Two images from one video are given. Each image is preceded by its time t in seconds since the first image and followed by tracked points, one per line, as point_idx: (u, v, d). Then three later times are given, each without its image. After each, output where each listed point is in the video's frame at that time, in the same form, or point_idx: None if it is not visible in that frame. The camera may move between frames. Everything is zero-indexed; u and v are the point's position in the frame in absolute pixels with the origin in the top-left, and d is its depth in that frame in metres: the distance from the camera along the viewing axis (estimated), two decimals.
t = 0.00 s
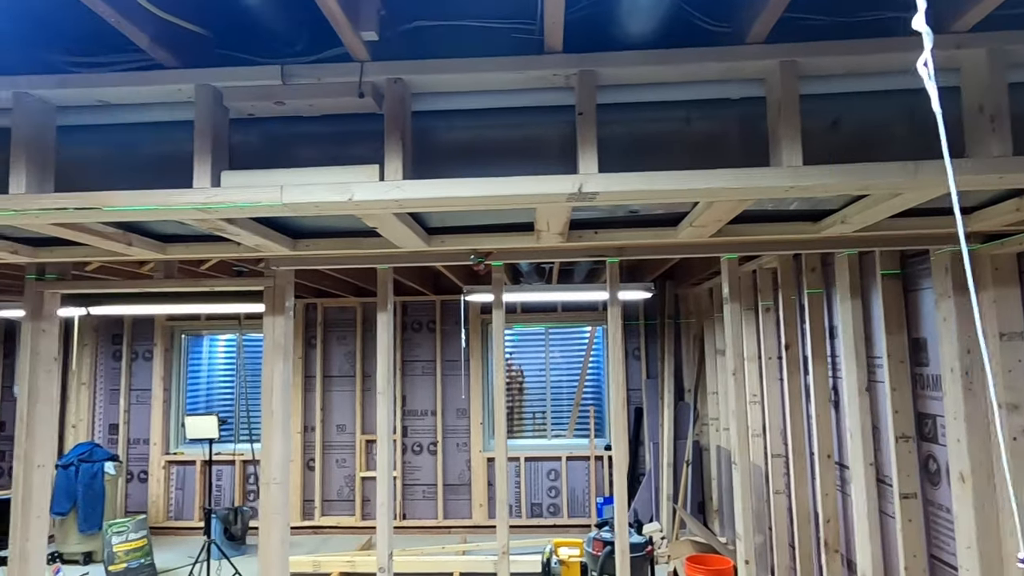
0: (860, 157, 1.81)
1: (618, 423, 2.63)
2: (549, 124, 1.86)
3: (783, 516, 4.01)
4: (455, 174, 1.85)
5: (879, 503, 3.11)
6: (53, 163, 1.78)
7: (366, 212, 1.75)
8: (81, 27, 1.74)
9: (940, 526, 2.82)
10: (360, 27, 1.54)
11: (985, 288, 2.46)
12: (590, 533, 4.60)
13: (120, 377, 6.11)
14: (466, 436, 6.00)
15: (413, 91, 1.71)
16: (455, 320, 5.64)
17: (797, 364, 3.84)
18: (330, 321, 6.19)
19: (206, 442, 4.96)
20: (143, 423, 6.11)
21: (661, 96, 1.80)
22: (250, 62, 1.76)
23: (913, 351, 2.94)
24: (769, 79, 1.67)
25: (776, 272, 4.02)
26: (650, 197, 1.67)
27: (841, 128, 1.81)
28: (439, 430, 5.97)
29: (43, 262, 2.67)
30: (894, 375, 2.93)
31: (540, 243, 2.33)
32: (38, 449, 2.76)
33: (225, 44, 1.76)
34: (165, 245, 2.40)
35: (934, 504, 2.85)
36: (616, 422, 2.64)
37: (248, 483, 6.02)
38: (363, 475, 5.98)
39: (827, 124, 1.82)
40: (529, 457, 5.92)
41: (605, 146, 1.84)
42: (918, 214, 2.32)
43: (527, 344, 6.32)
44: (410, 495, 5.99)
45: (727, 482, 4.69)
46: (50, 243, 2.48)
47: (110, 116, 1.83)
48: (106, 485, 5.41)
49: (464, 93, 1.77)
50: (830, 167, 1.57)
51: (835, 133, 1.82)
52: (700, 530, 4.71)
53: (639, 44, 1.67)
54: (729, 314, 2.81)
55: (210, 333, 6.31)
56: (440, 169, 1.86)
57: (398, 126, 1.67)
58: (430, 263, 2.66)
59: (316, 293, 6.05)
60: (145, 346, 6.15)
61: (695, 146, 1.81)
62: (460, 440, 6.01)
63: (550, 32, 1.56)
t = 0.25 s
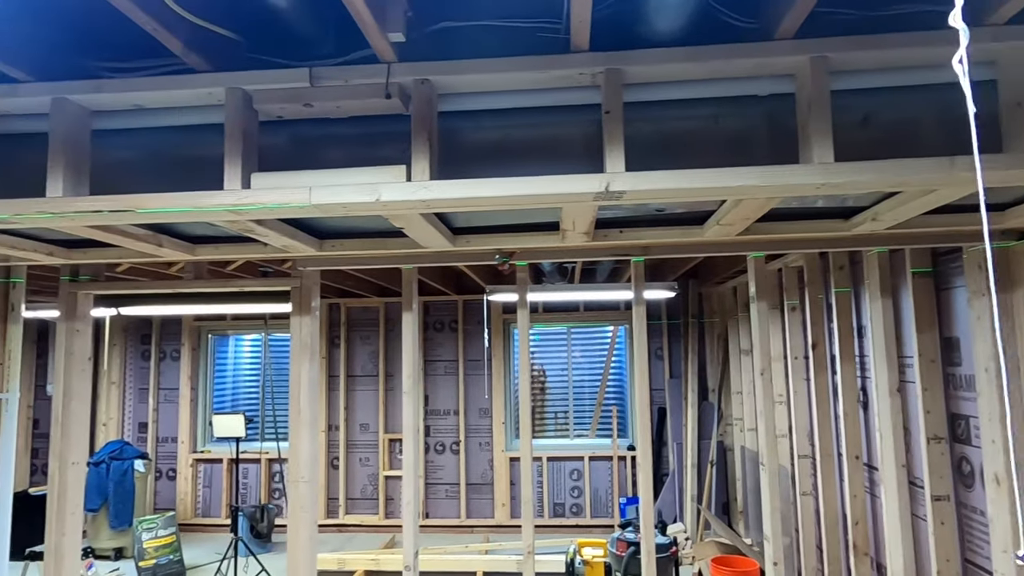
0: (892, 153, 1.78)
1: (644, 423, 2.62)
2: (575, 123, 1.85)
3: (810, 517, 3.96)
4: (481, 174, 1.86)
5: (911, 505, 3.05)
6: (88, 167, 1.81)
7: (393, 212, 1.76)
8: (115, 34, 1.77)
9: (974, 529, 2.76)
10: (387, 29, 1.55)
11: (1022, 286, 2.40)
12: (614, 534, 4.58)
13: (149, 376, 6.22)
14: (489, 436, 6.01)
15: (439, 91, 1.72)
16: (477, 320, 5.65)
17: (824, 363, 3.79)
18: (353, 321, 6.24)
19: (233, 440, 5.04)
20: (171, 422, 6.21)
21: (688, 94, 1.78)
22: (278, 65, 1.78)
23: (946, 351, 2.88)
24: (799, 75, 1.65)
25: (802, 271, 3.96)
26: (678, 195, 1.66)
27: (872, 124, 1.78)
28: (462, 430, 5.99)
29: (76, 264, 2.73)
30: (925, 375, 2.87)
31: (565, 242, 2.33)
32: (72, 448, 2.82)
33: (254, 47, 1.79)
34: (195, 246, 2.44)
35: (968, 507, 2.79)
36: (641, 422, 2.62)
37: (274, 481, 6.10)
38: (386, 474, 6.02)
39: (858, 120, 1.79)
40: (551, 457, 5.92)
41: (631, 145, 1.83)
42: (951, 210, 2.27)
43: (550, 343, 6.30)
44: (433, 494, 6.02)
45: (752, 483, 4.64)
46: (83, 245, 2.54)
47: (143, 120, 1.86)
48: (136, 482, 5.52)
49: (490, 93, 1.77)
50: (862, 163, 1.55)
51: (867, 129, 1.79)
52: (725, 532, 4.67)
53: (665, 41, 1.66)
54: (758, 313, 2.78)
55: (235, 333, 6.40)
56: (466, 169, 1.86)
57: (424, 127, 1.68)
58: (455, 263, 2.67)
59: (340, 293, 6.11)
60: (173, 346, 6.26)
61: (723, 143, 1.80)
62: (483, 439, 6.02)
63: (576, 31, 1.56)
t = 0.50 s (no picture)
0: (912, 151, 1.76)
1: (660, 423, 2.61)
2: (591, 122, 1.84)
3: (827, 518, 3.93)
4: (497, 173, 1.86)
5: (930, 508, 3.02)
6: (110, 168, 1.83)
7: (410, 212, 1.77)
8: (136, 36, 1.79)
9: (995, 532, 2.72)
10: (405, 30, 1.56)
11: None
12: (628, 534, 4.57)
13: (165, 375, 6.28)
14: (502, 435, 6.02)
15: (456, 91, 1.72)
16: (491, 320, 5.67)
17: (841, 363, 3.75)
18: (367, 321, 6.27)
19: (249, 439, 5.08)
20: (187, 420, 6.27)
21: (706, 92, 1.78)
22: (297, 66, 1.80)
23: (966, 351, 2.84)
24: (818, 73, 1.64)
25: (819, 270, 3.91)
26: (695, 194, 1.65)
27: (892, 122, 1.77)
28: (475, 429, 6.00)
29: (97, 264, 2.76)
30: (945, 376, 2.84)
31: (581, 242, 2.33)
32: (92, 446, 2.85)
33: (272, 49, 1.80)
34: (214, 246, 2.46)
35: (989, 510, 2.75)
36: (657, 422, 2.62)
37: (289, 480, 6.14)
38: (400, 473, 6.05)
39: (878, 118, 1.77)
40: (564, 457, 5.91)
41: (648, 144, 1.82)
42: (972, 209, 2.24)
43: (562, 342, 6.30)
44: (447, 493, 6.04)
45: (767, 485, 4.61)
46: (104, 245, 2.57)
47: (164, 121, 1.89)
48: (153, 480, 5.58)
49: (506, 93, 1.77)
50: (883, 162, 1.53)
51: (887, 127, 1.77)
52: (740, 533, 4.65)
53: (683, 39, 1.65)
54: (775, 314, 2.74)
55: (251, 333, 6.45)
56: (482, 169, 1.86)
57: (441, 127, 1.68)
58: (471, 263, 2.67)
59: (354, 293, 6.14)
60: (189, 345, 6.32)
61: (741, 142, 1.79)
62: (496, 439, 6.03)
63: (594, 31, 1.56)
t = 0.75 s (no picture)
0: (929, 148, 1.75)
1: (673, 422, 2.61)
2: (606, 120, 1.84)
3: (840, 519, 3.90)
4: (512, 171, 1.86)
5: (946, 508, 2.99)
6: (128, 167, 1.85)
7: (425, 211, 1.77)
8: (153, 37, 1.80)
9: (1012, 534, 2.69)
10: (421, 29, 1.56)
11: None
12: (639, 534, 4.57)
13: (178, 373, 6.33)
14: (513, 434, 6.02)
15: (470, 90, 1.73)
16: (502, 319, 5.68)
17: (855, 363, 3.72)
18: (379, 320, 6.29)
19: (262, 437, 5.11)
20: (201, 418, 6.31)
21: (721, 90, 1.77)
22: (312, 65, 1.81)
23: (983, 350, 2.81)
24: (835, 70, 1.63)
25: (832, 269, 3.88)
26: (711, 192, 1.65)
27: (910, 119, 1.75)
28: (486, 428, 6.00)
29: (113, 263, 2.79)
30: (961, 375, 2.82)
31: (594, 240, 2.33)
32: (109, 443, 2.88)
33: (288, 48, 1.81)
34: (229, 245, 2.49)
35: (1006, 511, 2.72)
36: (670, 420, 2.61)
37: (300, 478, 6.18)
38: (411, 472, 6.07)
39: (895, 115, 1.76)
40: (575, 456, 5.91)
41: (662, 142, 1.82)
42: (990, 207, 2.22)
43: (574, 340, 6.27)
44: (458, 492, 6.05)
45: (779, 485, 4.58)
46: (121, 244, 2.59)
47: (181, 121, 1.91)
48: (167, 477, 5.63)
49: (521, 91, 1.77)
50: (901, 159, 1.52)
51: (904, 124, 1.76)
52: (752, 533, 4.63)
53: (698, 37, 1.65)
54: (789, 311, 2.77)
55: (263, 331, 6.49)
56: (496, 168, 1.87)
57: (456, 125, 1.68)
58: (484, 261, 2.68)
59: (365, 292, 6.16)
60: (202, 343, 6.36)
61: (756, 140, 1.78)
62: (507, 438, 6.03)
63: (609, 29, 1.56)
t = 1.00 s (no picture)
0: (945, 148, 1.74)
1: (685, 423, 2.60)
2: (619, 121, 1.84)
3: (853, 521, 3.88)
4: (524, 172, 1.87)
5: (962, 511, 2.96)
6: (144, 170, 1.87)
7: (439, 212, 1.78)
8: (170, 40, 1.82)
9: None
10: (435, 30, 1.57)
11: None
12: (650, 535, 4.56)
13: (191, 373, 6.37)
14: (523, 434, 6.02)
15: (484, 91, 1.73)
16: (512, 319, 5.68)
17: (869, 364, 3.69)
18: (390, 320, 6.31)
19: (273, 436, 5.14)
20: (213, 417, 6.36)
21: (735, 90, 1.77)
22: (326, 68, 1.82)
23: (999, 351, 2.79)
24: (850, 70, 1.62)
25: (845, 269, 3.84)
26: (725, 192, 1.64)
27: (926, 118, 1.74)
28: (496, 428, 6.01)
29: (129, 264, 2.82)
30: (977, 377, 2.79)
31: (606, 241, 2.33)
32: (125, 442, 2.92)
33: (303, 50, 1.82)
34: (243, 246, 2.50)
35: (1023, 513, 2.69)
36: (682, 421, 2.61)
37: (312, 477, 6.22)
38: (422, 471, 6.09)
39: (911, 114, 1.75)
40: (586, 457, 5.91)
41: (676, 142, 1.82)
42: (1006, 206, 2.20)
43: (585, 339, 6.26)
44: (468, 492, 6.06)
45: (792, 486, 4.56)
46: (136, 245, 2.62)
47: (197, 123, 1.92)
48: (180, 476, 5.67)
49: (534, 92, 1.78)
50: (917, 158, 1.51)
51: (920, 123, 1.75)
52: (764, 534, 4.61)
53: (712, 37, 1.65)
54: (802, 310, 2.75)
55: (274, 331, 6.52)
56: (509, 168, 1.87)
57: (469, 127, 1.69)
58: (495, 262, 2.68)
59: (376, 292, 6.18)
60: (214, 343, 6.40)
61: (771, 140, 1.77)
62: (517, 438, 6.03)
63: (622, 29, 1.56)
